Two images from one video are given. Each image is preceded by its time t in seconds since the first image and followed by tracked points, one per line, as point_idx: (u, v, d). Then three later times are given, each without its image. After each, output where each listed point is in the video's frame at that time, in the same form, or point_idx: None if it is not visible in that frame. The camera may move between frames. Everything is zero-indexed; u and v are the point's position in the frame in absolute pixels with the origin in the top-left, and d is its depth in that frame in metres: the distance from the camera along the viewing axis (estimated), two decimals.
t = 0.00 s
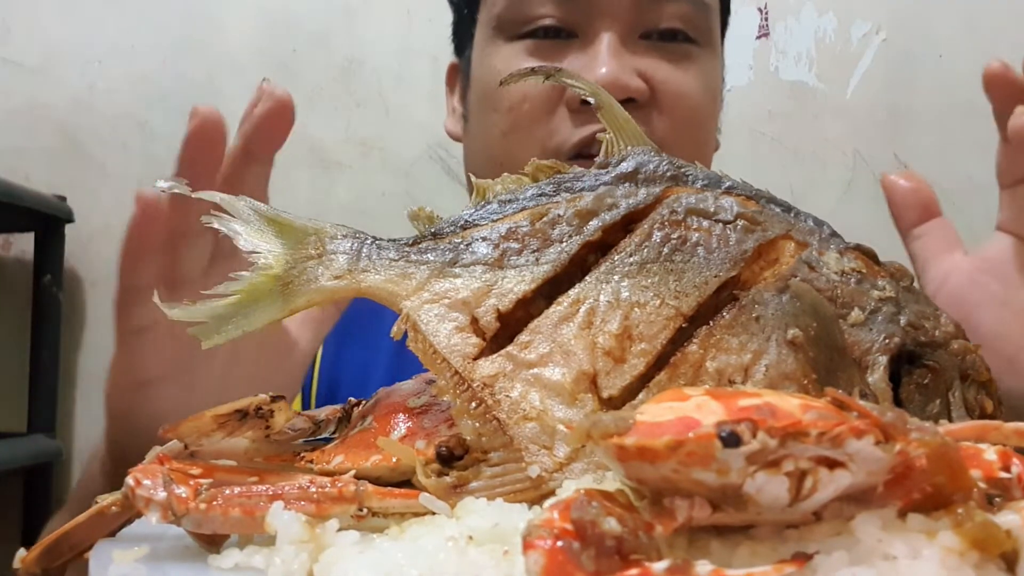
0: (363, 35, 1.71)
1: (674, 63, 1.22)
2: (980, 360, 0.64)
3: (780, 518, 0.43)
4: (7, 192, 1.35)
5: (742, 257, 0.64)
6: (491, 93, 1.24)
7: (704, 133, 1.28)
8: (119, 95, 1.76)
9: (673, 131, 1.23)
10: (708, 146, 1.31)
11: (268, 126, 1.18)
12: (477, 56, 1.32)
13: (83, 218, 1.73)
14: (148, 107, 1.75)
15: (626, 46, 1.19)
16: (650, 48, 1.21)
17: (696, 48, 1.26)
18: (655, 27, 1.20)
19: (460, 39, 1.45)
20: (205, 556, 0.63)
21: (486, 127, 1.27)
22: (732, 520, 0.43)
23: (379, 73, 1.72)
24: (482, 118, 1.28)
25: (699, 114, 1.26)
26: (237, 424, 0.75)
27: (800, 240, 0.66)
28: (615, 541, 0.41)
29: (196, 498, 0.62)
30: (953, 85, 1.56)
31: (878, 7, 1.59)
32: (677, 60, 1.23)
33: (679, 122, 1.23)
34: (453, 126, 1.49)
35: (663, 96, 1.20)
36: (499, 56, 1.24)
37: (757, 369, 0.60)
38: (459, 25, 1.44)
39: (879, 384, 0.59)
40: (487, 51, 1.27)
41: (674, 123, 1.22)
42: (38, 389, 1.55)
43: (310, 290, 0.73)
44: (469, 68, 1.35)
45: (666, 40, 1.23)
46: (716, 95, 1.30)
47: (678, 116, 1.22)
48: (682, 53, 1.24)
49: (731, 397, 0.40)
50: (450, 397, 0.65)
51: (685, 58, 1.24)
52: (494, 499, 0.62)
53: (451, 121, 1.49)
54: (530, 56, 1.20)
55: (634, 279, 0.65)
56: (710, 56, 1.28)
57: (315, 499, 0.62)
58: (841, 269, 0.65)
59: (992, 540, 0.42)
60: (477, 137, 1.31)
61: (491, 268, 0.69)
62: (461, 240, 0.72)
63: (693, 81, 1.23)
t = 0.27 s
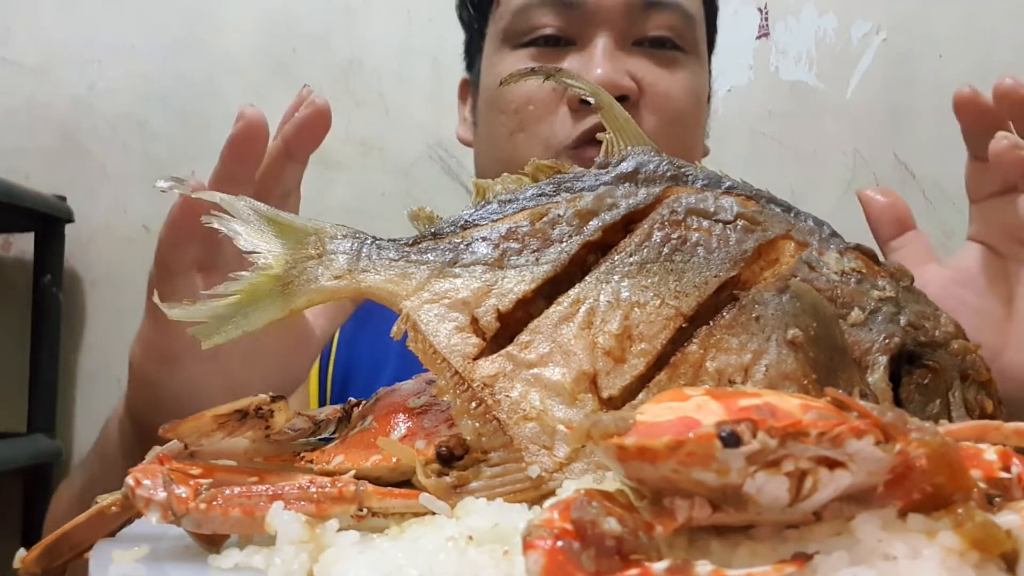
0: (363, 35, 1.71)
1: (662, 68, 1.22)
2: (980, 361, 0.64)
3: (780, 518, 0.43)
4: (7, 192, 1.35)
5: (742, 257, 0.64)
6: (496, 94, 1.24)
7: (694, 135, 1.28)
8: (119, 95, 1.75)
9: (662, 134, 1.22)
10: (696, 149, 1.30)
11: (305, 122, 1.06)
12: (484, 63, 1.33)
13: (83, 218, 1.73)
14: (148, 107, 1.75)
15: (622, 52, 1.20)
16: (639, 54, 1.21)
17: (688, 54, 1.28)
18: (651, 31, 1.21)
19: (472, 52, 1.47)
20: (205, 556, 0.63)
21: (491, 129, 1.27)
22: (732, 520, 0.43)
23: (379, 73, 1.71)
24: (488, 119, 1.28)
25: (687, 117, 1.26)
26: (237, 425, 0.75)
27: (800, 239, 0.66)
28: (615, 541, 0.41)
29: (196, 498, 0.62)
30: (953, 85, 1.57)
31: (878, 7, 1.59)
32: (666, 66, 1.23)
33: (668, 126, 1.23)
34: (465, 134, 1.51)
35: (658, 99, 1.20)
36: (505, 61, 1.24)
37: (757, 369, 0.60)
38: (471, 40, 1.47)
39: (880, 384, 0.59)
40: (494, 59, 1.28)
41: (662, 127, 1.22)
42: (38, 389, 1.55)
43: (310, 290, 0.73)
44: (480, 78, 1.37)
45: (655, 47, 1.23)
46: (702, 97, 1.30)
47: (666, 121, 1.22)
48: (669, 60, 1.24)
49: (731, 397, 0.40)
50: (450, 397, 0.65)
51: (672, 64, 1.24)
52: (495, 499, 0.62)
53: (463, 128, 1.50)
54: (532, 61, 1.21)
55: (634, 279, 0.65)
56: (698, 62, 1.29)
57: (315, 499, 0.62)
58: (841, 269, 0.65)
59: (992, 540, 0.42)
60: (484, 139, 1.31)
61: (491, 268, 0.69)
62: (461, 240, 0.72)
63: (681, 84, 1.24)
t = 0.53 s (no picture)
0: (363, 35, 1.71)
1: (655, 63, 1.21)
2: (981, 360, 0.64)
3: (780, 519, 0.43)
4: (8, 192, 1.35)
5: (742, 257, 0.64)
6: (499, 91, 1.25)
7: (691, 134, 1.28)
8: (119, 95, 1.75)
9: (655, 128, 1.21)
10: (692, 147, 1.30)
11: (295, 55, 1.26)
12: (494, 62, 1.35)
13: (84, 218, 1.73)
14: (148, 107, 1.75)
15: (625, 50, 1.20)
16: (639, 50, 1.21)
17: (689, 53, 1.27)
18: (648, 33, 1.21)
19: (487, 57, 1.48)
20: (205, 556, 0.63)
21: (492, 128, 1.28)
22: (732, 520, 0.43)
23: (379, 73, 1.71)
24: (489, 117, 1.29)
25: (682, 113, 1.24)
26: (237, 425, 0.74)
27: (800, 240, 0.66)
28: (615, 541, 0.41)
29: (196, 498, 0.62)
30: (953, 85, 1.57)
31: (878, 7, 1.59)
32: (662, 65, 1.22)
33: (663, 123, 1.22)
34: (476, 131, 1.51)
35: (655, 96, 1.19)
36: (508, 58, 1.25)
37: (757, 369, 0.60)
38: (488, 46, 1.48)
39: (880, 384, 0.59)
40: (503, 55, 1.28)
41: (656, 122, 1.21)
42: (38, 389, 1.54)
43: (310, 290, 0.73)
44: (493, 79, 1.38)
45: (652, 46, 1.23)
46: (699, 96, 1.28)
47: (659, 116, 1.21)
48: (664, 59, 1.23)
49: (731, 397, 0.40)
50: (450, 396, 0.65)
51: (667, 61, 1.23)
52: (495, 499, 0.62)
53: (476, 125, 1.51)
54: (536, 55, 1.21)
55: (634, 279, 0.65)
56: (695, 62, 1.28)
57: (315, 499, 0.62)
58: (840, 269, 0.65)
59: (992, 540, 0.42)
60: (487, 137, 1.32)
61: (491, 268, 0.69)
62: (461, 240, 0.72)
63: (677, 81, 1.22)
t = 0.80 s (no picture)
0: (363, 35, 1.71)
1: (662, 76, 1.21)
2: (981, 361, 0.64)
3: (780, 518, 0.43)
4: (8, 192, 1.35)
5: (742, 257, 0.64)
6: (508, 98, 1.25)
7: (694, 142, 1.28)
8: (118, 95, 1.75)
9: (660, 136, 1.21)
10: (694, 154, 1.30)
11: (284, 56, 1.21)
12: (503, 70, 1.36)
13: (84, 218, 1.73)
14: (148, 107, 1.75)
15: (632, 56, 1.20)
16: (648, 63, 1.21)
17: (695, 63, 1.27)
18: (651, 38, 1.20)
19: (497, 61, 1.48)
20: (205, 556, 0.63)
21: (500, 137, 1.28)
22: (732, 520, 0.43)
23: (379, 73, 1.71)
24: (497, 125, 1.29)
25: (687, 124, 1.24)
26: (237, 424, 0.74)
27: (800, 240, 0.66)
28: (615, 541, 0.41)
29: (196, 498, 0.62)
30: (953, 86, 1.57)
31: (878, 7, 1.60)
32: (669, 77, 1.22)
33: (668, 131, 1.22)
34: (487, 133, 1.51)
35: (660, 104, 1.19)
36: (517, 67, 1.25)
37: (757, 369, 0.60)
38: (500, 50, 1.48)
39: (880, 384, 0.59)
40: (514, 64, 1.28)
41: (661, 129, 1.21)
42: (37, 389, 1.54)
43: (310, 290, 0.73)
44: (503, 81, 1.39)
45: (660, 59, 1.23)
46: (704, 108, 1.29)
47: (665, 124, 1.21)
48: (672, 71, 1.23)
49: (731, 397, 0.40)
50: (450, 397, 0.65)
51: (676, 73, 1.23)
52: (495, 500, 0.62)
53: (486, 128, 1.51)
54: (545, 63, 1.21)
55: (634, 279, 0.65)
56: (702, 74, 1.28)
57: (315, 499, 0.62)
58: (840, 269, 0.65)
59: (992, 540, 0.42)
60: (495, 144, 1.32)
61: (491, 268, 0.69)
62: (461, 240, 0.72)
63: (684, 93, 1.23)
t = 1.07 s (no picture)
0: (363, 35, 1.71)
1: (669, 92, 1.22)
2: (981, 361, 0.63)
3: (780, 518, 0.43)
4: (8, 193, 1.35)
5: (742, 257, 0.64)
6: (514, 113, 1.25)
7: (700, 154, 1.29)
8: (118, 95, 1.75)
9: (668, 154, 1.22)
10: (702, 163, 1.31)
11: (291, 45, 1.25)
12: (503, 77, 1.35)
13: (84, 218, 1.73)
14: (148, 107, 1.75)
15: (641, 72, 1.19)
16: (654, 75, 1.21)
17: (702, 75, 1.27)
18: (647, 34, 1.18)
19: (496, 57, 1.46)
20: (205, 556, 0.63)
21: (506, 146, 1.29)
22: (732, 520, 0.43)
23: (379, 73, 1.71)
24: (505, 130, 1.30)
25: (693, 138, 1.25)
26: (237, 424, 0.74)
27: (800, 239, 0.66)
28: (615, 541, 0.41)
29: (196, 498, 0.62)
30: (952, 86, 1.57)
31: (878, 8, 1.60)
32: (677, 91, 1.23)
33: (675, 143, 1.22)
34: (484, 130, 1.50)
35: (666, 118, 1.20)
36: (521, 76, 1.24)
37: (757, 369, 0.60)
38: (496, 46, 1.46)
39: (880, 384, 0.59)
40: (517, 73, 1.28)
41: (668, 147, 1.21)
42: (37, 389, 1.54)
43: (310, 290, 0.72)
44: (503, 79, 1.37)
45: (669, 72, 1.24)
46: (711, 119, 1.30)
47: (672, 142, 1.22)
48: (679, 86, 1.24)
49: (731, 397, 0.40)
50: (450, 397, 0.65)
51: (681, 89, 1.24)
52: (495, 500, 0.62)
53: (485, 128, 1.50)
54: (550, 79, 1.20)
55: (634, 279, 0.65)
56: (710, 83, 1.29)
57: (315, 499, 0.62)
58: (840, 269, 0.65)
59: (992, 540, 0.42)
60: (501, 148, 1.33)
61: (491, 268, 0.69)
62: (461, 240, 0.72)
63: (690, 108, 1.24)
